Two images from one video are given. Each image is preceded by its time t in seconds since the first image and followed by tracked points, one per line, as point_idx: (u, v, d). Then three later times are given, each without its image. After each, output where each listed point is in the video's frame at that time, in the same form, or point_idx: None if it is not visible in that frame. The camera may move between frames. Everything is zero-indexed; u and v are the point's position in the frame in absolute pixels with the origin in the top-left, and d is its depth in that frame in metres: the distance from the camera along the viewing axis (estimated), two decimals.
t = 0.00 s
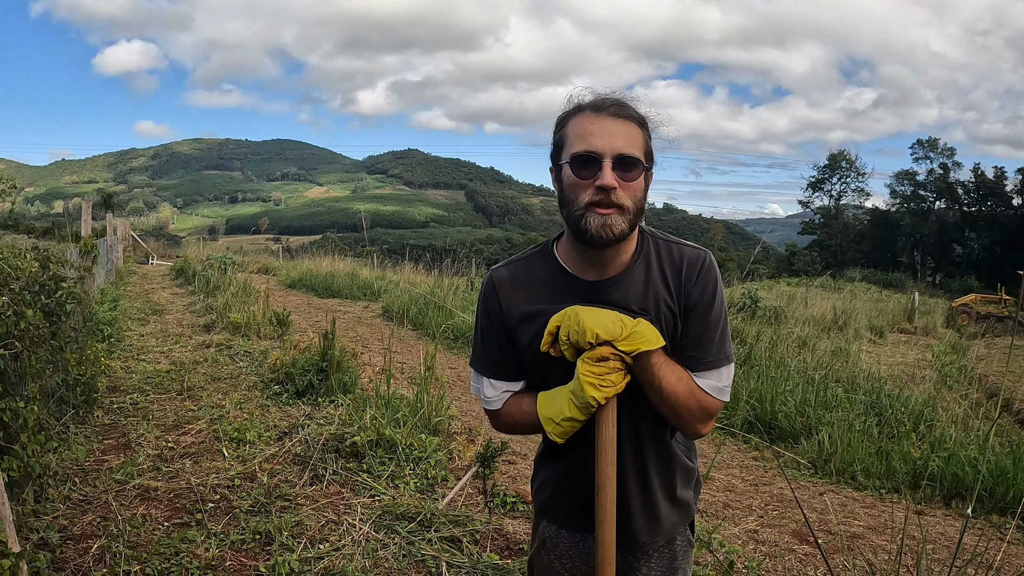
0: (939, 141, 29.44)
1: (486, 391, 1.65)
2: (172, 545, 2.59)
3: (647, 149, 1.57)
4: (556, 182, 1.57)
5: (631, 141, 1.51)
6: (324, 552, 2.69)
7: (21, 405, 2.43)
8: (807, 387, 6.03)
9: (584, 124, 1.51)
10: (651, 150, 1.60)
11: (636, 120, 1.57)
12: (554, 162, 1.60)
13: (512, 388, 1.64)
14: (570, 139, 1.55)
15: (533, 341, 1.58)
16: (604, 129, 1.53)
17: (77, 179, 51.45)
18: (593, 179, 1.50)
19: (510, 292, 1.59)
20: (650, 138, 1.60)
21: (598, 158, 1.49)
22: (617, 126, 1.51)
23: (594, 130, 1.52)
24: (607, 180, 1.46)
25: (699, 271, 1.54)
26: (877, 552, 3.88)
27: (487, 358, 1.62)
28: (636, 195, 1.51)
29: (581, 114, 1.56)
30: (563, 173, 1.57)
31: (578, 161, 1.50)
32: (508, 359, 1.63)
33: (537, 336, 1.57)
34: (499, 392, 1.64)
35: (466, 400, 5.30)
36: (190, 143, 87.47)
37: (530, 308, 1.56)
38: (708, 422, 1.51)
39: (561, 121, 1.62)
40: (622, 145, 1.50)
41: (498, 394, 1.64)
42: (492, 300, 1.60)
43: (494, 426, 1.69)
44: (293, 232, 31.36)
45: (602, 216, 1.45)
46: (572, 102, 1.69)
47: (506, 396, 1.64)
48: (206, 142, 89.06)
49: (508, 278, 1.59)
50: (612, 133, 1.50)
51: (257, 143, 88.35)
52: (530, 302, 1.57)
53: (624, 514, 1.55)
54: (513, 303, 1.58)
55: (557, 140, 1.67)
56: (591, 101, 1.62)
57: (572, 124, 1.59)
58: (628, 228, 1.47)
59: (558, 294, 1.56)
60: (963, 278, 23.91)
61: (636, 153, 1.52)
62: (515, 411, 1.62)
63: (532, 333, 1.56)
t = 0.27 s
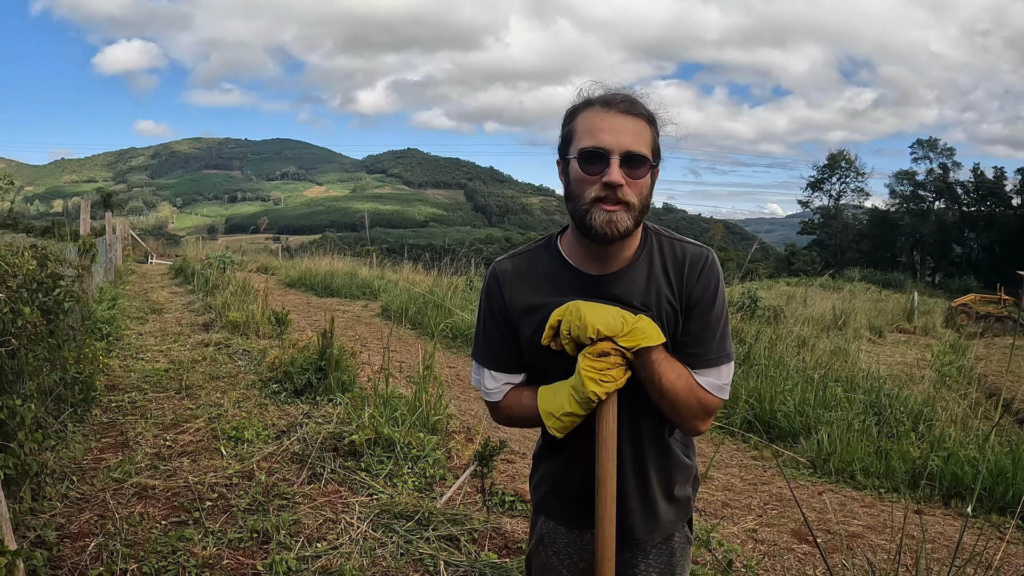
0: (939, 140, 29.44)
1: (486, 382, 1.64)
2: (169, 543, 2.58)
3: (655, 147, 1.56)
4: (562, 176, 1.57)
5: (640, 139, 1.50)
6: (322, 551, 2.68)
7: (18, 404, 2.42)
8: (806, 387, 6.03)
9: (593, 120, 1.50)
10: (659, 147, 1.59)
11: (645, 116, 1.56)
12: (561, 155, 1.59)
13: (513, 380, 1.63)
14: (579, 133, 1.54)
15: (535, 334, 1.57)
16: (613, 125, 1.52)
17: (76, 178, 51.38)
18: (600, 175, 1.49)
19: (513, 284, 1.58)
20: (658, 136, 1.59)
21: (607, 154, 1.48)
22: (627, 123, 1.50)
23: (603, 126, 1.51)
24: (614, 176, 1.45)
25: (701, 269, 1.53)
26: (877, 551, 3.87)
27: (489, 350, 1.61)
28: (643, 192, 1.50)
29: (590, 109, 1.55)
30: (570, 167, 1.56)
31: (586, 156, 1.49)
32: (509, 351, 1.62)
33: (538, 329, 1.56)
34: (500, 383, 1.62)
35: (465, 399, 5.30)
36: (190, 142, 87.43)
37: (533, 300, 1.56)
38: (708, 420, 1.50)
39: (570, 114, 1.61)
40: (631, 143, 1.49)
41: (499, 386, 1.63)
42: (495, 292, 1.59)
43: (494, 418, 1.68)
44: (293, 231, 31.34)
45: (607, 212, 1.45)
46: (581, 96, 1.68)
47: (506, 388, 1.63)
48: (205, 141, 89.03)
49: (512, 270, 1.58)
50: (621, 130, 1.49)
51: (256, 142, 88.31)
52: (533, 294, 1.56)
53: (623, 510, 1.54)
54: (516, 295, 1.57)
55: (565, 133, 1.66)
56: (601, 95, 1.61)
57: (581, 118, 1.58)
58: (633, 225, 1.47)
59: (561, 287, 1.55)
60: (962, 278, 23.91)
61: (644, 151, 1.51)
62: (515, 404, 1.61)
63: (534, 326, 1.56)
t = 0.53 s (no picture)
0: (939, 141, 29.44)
1: (487, 373, 1.64)
2: (167, 541, 2.58)
3: (664, 146, 1.55)
4: (570, 170, 1.57)
5: (649, 137, 1.49)
6: (320, 549, 2.68)
7: (16, 401, 2.42)
8: (805, 386, 6.04)
9: (604, 116, 1.50)
10: (668, 146, 1.59)
11: (656, 115, 1.56)
12: (570, 150, 1.59)
13: (513, 372, 1.63)
14: (589, 129, 1.53)
15: (537, 327, 1.57)
16: (624, 122, 1.52)
17: (75, 176, 51.33)
18: (608, 171, 1.49)
19: (516, 277, 1.58)
20: (668, 135, 1.59)
21: (616, 150, 1.48)
22: (637, 121, 1.50)
23: (614, 123, 1.50)
24: (621, 173, 1.45)
25: (704, 267, 1.53)
26: (875, 550, 3.87)
27: (491, 343, 1.61)
28: (650, 191, 1.50)
29: (601, 105, 1.55)
30: (578, 162, 1.56)
31: (595, 152, 1.49)
32: (511, 343, 1.62)
33: (540, 323, 1.56)
34: (501, 375, 1.62)
35: (463, 398, 5.30)
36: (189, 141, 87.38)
37: (536, 294, 1.55)
38: (706, 418, 1.50)
39: (582, 109, 1.61)
40: (640, 141, 1.49)
41: (499, 378, 1.63)
42: (499, 283, 1.59)
43: (494, 411, 1.68)
44: (292, 230, 31.33)
45: (613, 208, 1.45)
46: (592, 92, 1.67)
47: (507, 380, 1.63)
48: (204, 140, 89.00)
49: (515, 263, 1.58)
50: (632, 127, 1.48)
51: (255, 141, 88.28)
52: (536, 287, 1.56)
53: (621, 506, 1.54)
54: (518, 288, 1.57)
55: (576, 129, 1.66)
56: (613, 91, 1.60)
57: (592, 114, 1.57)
58: (638, 223, 1.47)
59: (563, 281, 1.55)
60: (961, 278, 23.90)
61: (653, 149, 1.51)
62: (516, 397, 1.61)
63: (536, 319, 1.56)
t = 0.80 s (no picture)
0: (937, 142, 29.47)
1: (484, 377, 1.63)
2: (164, 538, 2.57)
3: (658, 143, 1.56)
4: (563, 167, 1.57)
5: (643, 134, 1.50)
6: (317, 547, 2.67)
7: (13, 398, 2.41)
8: (802, 386, 6.04)
9: (598, 113, 1.50)
10: (661, 143, 1.59)
11: (648, 112, 1.56)
12: (563, 148, 1.59)
13: (510, 374, 1.63)
14: (582, 126, 1.53)
15: (532, 328, 1.56)
16: (617, 119, 1.52)
17: (72, 174, 51.20)
18: (602, 167, 1.49)
19: (510, 278, 1.57)
20: (661, 132, 1.59)
21: (609, 146, 1.48)
22: (630, 117, 1.50)
23: (607, 119, 1.51)
24: (615, 169, 1.45)
25: (698, 262, 1.53)
26: (872, 550, 3.88)
27: (486, 345, 1.61)
28: (643, 187, 1.50)
29: (594, 102, 1.55)
30: (572, 159, 1.56)
31: (588, 148, 1.49)
32: (506, 346, 1.62)
33: (535, 323, 1.55)
34: (497, 377, 1.62)
35: (461, 397, 5.30)
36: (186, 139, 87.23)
37: (530, 295, 1.55)
38: (703, 415, 1.50)
39: (575, 107, 1.61)
40: (633, 137, 1.49)
41: (496, 380, 1.63)
42: (492, 285, 1.59)
43: (492, 413, 1.68)
44: (289, 229, 31.28)
45: (607, 204, 1.45)
46: (585, 90, 1.68)
47: (504, 382, 1.63)
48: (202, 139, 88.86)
49: (508, 265, 1.58)
50: (625, 123, 1.49)
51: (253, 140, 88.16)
52: (530, 289, 1.56)
53: (619, 505, 1.54)
54: (513, 290, 1.57)
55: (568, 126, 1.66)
56: (606, 89, 1.61)
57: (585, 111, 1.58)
58: (632, 219, 1.47)
59: (558, 281, 1.55)
60: (959, 279, 23.92)
61: (647, 146, 1.51)
62: (513, 398, 1.61)
63: (531, 320, 1.55)
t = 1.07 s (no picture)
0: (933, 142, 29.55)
1: (483, 378, 1.64)
2: (162, 537, 2.57)
3: (648, 135, 1.55)
4: (554, 165, 1.56)
5: (632, 126, 1.49)
6: (316, 545, 2.68)
7: (11, 395, 2.41)
8: (800, 385, 6.06)
9: (585, 108, 1.50)
10: (651, 136, 1.58)
11: (637, 106, 1.55)
12: (554, 146, 1.59)
13: (509, 375, 1.64)
14: (570, 122, 1.53)
15: (530, 327, 1.57)
16: (605, 113, 1.52)
17: (68, 172, 51.01)
18: (593, 163, 1.48)
19: (508, 278, 1.58)
20: (650, 124, 1.58)
21: (599, 142, 1.47)
22: (619, 111, 1.50)
23: (595, 114, 1.50)
24: (606, 164, 1.44)
25: (695, 259, 1.53)
26: (870, 548, 3.89)
27: (485, 346, 1.61)
28: (635, 180, 1.49)
29: (582, 98, 1.55)
30: (563, 157, 1.55)
31: (578, 144, 1.48)
32: (504, 347, 1.62)
33: (533, 323, 1.56)
34: (496, 379, 1.63)
35: (459, 396, 5.30)
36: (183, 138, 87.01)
37: (527, 295, 1.55)
38: (702, 412, 1.50)
39: (563, 105, 1.60)
40: (623, 130, 1.48)
41: (496, 382, 1.63)
42: (489, 287, 1.59)
43: (491, 413, 1.68)
44: (286, 228, 31.23)
45: (599, 200, 1.44)
46: (574, 88, 1.68)
47: (503, 383, 1.63)
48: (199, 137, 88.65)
49: (505, 266, 1.58)
50: (613, 117, 1.48)
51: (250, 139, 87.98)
52: (527, 289, 1.56)
53: (619, 503, 1.55)
54: (510, 290, 1.57)
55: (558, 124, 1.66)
56: (594, 85, 1.60)
57: (573, 109, 1.57)
58: (626, 213, 1.46)
59: (554, 281, 1.55)
60: (955, 279, 23.97)
61: (637, 138, 1.50)
62: (512, 399, 1.61)
63: (529, 320, 1.56)
